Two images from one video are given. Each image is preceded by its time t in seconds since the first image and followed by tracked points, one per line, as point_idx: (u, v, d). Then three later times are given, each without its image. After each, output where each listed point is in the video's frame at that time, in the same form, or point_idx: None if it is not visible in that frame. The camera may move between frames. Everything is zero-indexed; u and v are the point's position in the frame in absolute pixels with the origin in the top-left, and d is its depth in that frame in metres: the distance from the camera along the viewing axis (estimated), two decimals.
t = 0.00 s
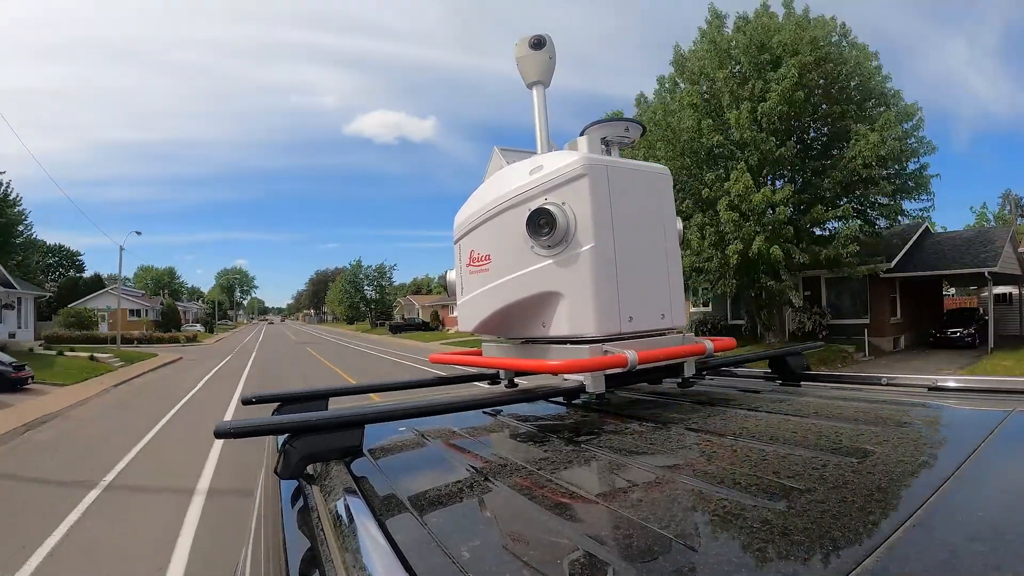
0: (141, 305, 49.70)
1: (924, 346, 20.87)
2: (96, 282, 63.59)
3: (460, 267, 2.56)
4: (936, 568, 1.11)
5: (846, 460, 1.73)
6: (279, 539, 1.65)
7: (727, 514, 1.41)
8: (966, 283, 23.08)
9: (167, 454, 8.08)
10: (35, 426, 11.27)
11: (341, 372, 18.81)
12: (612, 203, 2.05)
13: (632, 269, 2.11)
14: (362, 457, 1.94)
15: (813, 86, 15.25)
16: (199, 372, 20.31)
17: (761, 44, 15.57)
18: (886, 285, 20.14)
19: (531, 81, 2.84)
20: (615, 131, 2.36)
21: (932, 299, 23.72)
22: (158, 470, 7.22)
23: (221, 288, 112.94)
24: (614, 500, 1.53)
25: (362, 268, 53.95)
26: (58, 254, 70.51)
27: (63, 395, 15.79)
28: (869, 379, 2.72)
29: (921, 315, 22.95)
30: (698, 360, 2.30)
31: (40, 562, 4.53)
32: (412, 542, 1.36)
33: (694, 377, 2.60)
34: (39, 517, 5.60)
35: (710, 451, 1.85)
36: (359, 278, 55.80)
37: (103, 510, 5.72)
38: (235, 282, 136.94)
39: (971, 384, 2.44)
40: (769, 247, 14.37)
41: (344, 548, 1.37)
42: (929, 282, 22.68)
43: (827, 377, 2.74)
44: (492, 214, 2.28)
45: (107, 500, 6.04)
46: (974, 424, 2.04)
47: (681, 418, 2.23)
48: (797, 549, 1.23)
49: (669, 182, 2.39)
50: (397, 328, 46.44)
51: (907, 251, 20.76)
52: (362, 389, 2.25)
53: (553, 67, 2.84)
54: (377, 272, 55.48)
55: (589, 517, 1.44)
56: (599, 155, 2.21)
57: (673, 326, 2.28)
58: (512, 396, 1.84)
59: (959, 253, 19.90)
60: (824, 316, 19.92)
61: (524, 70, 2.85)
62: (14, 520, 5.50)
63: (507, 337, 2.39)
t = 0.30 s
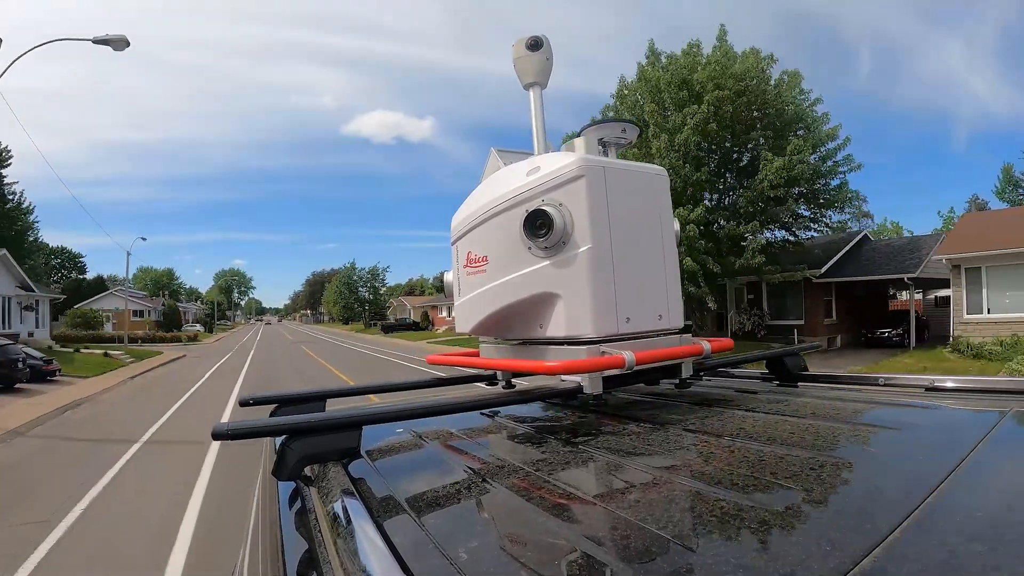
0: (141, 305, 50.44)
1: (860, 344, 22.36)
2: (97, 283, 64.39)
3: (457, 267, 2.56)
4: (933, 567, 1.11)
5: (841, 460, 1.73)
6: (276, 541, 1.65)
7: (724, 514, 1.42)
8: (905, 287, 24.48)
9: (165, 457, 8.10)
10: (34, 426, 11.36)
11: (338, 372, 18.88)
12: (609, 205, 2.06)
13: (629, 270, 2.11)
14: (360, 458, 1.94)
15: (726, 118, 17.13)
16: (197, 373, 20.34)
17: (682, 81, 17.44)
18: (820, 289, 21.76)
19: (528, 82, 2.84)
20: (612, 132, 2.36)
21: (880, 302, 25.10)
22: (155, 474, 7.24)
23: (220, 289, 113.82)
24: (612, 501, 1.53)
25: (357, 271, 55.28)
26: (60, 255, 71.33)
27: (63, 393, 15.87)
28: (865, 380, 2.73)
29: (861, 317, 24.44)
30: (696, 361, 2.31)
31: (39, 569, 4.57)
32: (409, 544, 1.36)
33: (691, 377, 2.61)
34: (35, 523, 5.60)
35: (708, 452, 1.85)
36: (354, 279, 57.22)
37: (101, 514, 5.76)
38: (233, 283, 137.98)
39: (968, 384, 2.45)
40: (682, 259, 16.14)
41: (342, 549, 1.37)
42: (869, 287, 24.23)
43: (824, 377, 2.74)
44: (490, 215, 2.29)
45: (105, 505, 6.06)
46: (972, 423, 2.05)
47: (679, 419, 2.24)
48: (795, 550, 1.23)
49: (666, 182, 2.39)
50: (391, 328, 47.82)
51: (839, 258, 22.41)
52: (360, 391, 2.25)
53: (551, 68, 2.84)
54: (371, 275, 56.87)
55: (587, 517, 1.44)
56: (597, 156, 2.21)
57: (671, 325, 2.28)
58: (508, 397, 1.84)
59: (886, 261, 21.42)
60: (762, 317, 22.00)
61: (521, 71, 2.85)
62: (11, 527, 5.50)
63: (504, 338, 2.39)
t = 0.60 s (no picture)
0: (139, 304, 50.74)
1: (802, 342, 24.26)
2: (98, 284, 64.79)
3: (455, 267, 2.57)
4: (931, 568, 1.11)
5: (837, 460, 1.73)
6: (273, 540, 1.65)
7: (722, 514, 1.42)
8: (850, 291, 26.34)
9: (163, 454, 8.13)
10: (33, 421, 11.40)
11: (336, 371, 18.95)
12: (608, 205, 2.06)
13: (627, 270, 2.12)
14: (357, 457, 1.94)
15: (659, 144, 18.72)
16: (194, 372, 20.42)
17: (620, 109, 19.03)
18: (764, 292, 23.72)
19: (526, 82, 2.84)
20: (610, 132, 2.36)
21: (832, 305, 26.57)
22: (153, 470, 7.28)
23: (217, 288, 114.28)
24: (610, 501, 1.53)
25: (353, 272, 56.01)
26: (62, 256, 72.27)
27: (62, 390, 15.92)
28: (863, 380, 2.73)
29: (810, 320, 26.30)
30: (693, 361, 2.31)
31: (34, 563, 4.54)
32: (407, 543, 1.36)
33: (689, 377, 2.61)
34: (35, 516, 5.63)
35: (705, 452, 1.85)
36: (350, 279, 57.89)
37: (99, 508, 5.77)
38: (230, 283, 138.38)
39: (966, 385, 2.45)
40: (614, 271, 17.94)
41: (339, 549, 1.37)
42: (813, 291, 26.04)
43: (822, 378, 2.75)
44: (488, 215, 2.28)
45: (104, 500, 6.08)
46: (971, 424, 2.05)
47: (676, 419, 2.24)
48: (791, 550, 1.23)
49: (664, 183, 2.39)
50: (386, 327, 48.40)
51: (782, 264, 24.36)
52: (357, 390, 2.25)
53: (548, 68, 2.85)
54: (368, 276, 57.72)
55: (584, 517, 1.44)
56: (595, 156, 2.21)
57: (669, 326, 2.28)
58: (506, 396, 1.84)
59: (820, 268, 23.24)
60: (710, 317, 23.98)
61: (519, 71, 2.85)
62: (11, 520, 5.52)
63: (502, 337, 2.39)
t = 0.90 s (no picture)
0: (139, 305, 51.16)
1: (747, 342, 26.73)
2: (98, 284, 65.33)
3: (453, 268, 2.57)
4: (928, 569, 1.11)
5: (834, 461, 1.74)
6: (271, 541, 1.64)
7: (721, 516, 1.41)
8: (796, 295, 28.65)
9: (162, 453, 8.18)
10: (31, 421, 11.42)
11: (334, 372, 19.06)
12: (606, 207, 2.06)
13: (625, 271, 2.12)
14: (355, 459, 1.93)
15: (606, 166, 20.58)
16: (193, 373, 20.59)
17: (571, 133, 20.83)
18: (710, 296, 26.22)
19: (524, 84, 2.84)
20: (608, 134, 2.37)
21: (787, 308, 29.14)
22: (152, 470, 7.33)
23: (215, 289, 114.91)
24: (607, 503, 1.53)
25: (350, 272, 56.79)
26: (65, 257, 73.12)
27: (62, 391, 16.00)
28: (861, 381, 2.74)
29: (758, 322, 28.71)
30: (691, 363, 2.31)
31: (31, 565, 4.51)
32: (404, 544, 1.36)
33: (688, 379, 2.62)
34: (33, 516, 5.65)
35: (704, 453, 1.85)
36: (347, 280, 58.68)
37: (97, 509, 5.77)
38: (229, 283, 138.81)
39: (964, 386, 2.46)
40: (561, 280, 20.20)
41: (337, 551, 1.37)
42: (767, 295, 28.69)
43: (819, 379, 2.75)
44: (487, 216, 2.28)
45: (102, 499, 6.11)
46: (966, 425, 2.06)
47: (674, 420, 2.24)
48: (787, 552, 1.23)
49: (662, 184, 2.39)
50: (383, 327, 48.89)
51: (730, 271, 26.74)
52: (355, 391, 2.24)
53: (546, 70, 2.85)
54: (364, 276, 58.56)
55: (582, 519, 1.44)
56: (593, 158, 2.21)
57: (667, 328, 2.29)
58: (503, 398, 1.84)
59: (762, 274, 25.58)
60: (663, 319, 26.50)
61: (517, 72, 2.85)
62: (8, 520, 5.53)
63: (499, 339, 2.39)
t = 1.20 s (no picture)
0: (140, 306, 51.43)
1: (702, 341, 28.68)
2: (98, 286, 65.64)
3: (451, 270, 2.57)
4: (927, 568, 1.11)
5: (832, 460, 1.74)
6: (271, 542, 1.65)
7: (721, 515, 1.42)
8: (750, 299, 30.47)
9: (161, 456, 8.21)
10: (28, 424, 11.39)
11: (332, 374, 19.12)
12: (604, 207, 2.06)
13: (623, 271, 2.12)
14: (354, 460, 1.93)
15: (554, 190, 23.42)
16: (192, 376, 20.68)
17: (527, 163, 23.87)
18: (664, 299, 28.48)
19: (521, 85, 2.85)
20: (606, 134, 2.37)
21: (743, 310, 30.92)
22: (151, 472, 7.36)
23: (214, 290, 115.32)
24: (607, 502, 1.53)
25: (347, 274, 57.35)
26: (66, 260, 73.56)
27: (62, 393, 16.05)
28: (860, 381, 2.73)
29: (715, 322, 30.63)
30: (690, 362, 2.31)
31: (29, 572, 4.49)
32: (404, 545, 1.35)
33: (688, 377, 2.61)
34: (34, 519, 5.68)
35: (703, 453, 1.86)
36: (344, 281, 59.32)
37: (95, 515, 5.74)
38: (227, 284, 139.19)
39: (963, 385, 2.46)
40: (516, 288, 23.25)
41: (336, 553, 1.37)
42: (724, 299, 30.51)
43: (818, 378, 2.75)
44: (484, 217, 2.29)
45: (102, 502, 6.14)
46: (967, 425, 2.05)
47: (674, 420, 2.24)
48: (787, 550, 1.23)
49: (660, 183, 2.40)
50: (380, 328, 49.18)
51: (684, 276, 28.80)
52: (355, 392, 2.25)
53: (544, 71, 2.85)
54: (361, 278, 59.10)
55: (582, 519, 1.44)
56: (590, 158, 2.22)
57: (665, 327, 2.29)
58: (501, 399, 1.84)
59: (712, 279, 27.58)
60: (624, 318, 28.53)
61: (514, 73, 2.85)
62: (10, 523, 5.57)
63: (497, 340, 2.40)
